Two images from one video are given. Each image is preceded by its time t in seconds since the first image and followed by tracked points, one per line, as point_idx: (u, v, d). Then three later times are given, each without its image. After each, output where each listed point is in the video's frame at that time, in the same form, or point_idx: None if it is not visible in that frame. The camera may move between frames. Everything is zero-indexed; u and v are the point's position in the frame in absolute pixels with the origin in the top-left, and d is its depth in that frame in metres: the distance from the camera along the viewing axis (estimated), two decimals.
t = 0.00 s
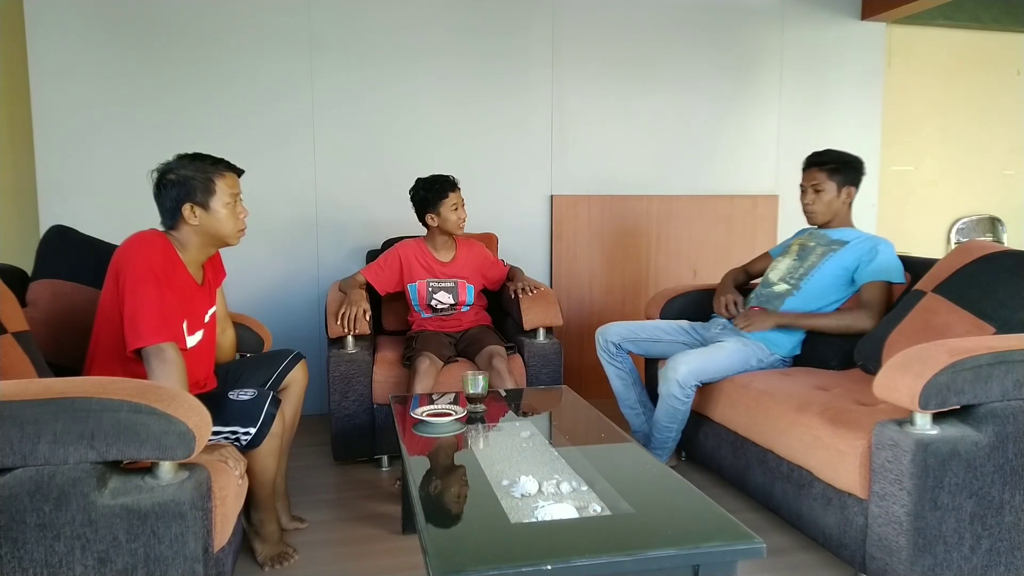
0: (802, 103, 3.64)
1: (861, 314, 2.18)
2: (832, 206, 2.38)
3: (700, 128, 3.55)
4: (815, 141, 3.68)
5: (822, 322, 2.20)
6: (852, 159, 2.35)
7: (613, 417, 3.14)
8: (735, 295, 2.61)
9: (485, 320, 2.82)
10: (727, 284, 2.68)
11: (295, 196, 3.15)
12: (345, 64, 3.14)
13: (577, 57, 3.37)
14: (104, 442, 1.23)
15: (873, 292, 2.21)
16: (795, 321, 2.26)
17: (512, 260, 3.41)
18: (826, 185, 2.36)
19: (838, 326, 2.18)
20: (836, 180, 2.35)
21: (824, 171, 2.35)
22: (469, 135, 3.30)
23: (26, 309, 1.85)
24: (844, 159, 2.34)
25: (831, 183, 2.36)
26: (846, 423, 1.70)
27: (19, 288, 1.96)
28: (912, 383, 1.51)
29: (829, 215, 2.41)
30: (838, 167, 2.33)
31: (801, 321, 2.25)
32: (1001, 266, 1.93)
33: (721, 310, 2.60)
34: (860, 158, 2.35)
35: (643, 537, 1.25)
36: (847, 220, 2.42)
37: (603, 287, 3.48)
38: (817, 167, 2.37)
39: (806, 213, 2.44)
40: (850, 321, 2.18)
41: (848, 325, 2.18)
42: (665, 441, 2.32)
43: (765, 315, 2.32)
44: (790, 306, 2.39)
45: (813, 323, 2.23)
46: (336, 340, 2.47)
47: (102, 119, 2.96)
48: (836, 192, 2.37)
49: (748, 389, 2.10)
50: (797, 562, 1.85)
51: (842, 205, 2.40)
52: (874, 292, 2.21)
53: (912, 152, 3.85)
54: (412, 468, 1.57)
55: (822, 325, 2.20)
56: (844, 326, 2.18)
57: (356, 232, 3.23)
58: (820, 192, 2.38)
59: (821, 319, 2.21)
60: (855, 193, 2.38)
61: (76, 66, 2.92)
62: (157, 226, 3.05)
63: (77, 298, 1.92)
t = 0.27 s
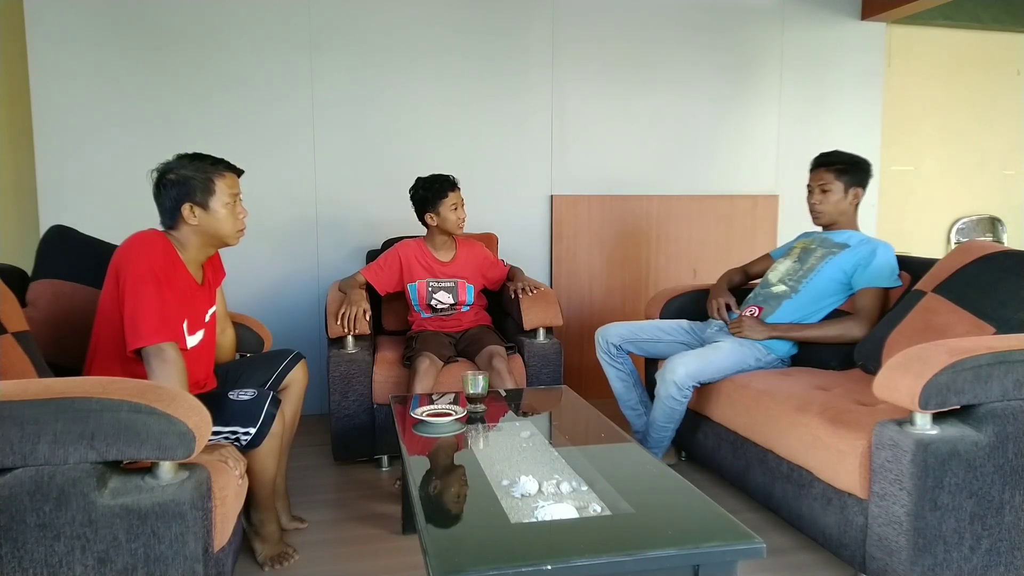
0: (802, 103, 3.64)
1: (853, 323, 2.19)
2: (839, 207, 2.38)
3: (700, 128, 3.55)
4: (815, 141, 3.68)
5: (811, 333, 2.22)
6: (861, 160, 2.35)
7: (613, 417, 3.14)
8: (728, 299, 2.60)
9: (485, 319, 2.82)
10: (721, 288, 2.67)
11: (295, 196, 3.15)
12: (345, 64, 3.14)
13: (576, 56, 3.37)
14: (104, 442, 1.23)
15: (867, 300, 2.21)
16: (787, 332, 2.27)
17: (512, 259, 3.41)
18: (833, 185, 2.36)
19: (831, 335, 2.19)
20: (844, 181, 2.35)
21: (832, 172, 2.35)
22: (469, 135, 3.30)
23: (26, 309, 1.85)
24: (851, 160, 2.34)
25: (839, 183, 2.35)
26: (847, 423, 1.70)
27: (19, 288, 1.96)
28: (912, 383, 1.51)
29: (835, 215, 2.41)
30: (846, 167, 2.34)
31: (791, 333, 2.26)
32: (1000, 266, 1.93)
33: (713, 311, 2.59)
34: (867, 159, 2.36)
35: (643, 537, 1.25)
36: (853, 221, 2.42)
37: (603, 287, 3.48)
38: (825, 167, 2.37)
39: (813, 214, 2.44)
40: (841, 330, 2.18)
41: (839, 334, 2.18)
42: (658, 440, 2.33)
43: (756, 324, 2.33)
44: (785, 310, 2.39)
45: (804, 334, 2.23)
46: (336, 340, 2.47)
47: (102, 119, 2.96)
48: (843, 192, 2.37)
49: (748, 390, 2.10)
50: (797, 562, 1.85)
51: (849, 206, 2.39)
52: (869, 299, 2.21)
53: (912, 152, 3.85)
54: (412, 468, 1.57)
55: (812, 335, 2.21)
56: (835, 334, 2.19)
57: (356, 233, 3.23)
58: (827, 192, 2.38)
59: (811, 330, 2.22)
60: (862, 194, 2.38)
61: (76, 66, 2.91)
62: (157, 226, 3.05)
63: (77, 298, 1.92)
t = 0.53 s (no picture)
0: (802, 103, 3.64)
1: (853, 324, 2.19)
2: (849, 209, 2.38)
3: (700, 128, 3.55)
4: (815, 141, 3.68)
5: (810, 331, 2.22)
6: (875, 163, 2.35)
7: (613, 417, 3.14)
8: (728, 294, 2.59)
9: (485, 319, 2.82)
10: (721, 284, 2.67)
11: (295, 196, 3.15)
12: (345, 64, 3.14)
13: (577, 56, 3.37)
14: (104, 442, 1.23)
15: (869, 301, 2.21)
16: (787, 330, 2.27)
17: (512, 259, 3.41)
18: (845, 186, 2.35)
19: (831, 334, 2.19)
20: (855, 182, 2.35)
21: (844, 172, 2.35)
22: (470, 135, 3.30)
23: (26, 309, 1.85)
24: (865, 161, 2.34)
25: (850, 185, 2.35)
26: (847, 423, 1.70)
27: (19, 288, 1.96)
28: (912, 383, 1.51)
29: (844, 216, 2.40)
30: (859, 169, 2.33)
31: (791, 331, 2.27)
32: (1000, 266, 1.93)
33: (710, 306, 2.57)
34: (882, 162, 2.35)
35: (643, 537, 1.25)
36: (861, 224, 2.41)
37: (603, 287, 3.48)
38: (838, 167, 2.37)
39: (822, 213, 2.44)
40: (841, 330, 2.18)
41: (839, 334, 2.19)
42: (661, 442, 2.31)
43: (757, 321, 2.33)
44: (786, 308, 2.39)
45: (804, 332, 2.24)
46: (336, 340, 2.47)
47: (102, 119, 2.96)
48: (854, 194, 2.36)
49: (748, 390, 2.10)
50: (797, 562, 1.85)
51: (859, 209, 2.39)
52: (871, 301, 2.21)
53: (912, 152, 3.85)
54: (412, 468, 1.57)
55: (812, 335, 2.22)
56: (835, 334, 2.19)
57: (356, 233, 3.23)
58: (838, 193, 2.37)
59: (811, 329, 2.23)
60: (872, 197, 2.38)
61: (76, 67, 2.91)
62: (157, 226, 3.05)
63: (77, 298, 1.92)
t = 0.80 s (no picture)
0: (802, 103, 3.64)
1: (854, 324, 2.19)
2: (853, 212, 2.38)
3: (700, 128, 3.55)
4: (815, 141, 3.68)
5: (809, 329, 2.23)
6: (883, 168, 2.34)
7: (613, 417, 3.14)
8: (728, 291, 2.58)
9: (485, 319, 2.82)
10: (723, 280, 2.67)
11: (295, 196, 3.15)
12: (345, 64, 3.14)
13: (577, 56, 3.37)
14: (104, 442, 1.23)
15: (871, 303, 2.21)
16: (786, 327, 2.29)
17: (512, 259, 3.41)
18: (849, 190, 2.36)
19: (831, 334, 2.19)
20: (861, 186, 2.35)
21: (849, 176, 2.35)
22: (469, 135, 3.30)
23: (26, 309, 1.85)
24: (872, 165, 2.33)
25: (854, 189, 2.35)
26: (847, 423, 1.70)
27: (19, 288, 1.96)
28: (912, 383, 1.51)
29: (848, 220, 2.40)
30: (865, 172, 2.33)
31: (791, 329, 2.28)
32: (1000, 266, 1.93)
33: (709, 300, 2.58)
34: (890, 167, 2.34)
35: (643, 537, 1.25)
36: (867, 229, 2.41)
37: (603, 287, 3.48)
38: (844, 171, 2.38)
39: (827, 216, 2.45)
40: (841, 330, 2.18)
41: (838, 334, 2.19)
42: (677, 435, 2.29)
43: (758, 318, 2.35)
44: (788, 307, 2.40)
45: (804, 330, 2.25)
46: (336, 340, 2.47)
47: (102, 119, 2.96)
48: (858, 198, 2.36)
49: (749, 389, 2.10)
50: (797, 562, 1.85)
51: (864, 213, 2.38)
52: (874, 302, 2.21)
53: (912, 152, 3.85)
54: (412, 468, 1.57)
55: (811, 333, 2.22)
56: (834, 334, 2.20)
57: (355, 233, 3.23)
58: (843, 196, 2.38)
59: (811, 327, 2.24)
60: (879, 202, 2.37)
61: (76, 67, 2.91)
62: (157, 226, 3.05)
63: (77, 298, 1.92)
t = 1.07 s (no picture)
0: (802, 103, 3.64)
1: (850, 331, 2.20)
2: (844, 215, 2.36)
3: (700, 127, 3.55)
4: (815, 141, 3.68)
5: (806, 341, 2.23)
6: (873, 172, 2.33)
7: (613, 417, 3.15)
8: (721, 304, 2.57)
9: (485, 319, 2.82)
10: (720, 291, 2.65)
11: (295, 196, 3.15)
12: (345, 64, 3.14)
13: (577, 56, 3.37)
14: (104, 442, 1.23)
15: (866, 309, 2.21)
16: (784, 340, 2.27)
17: (512, 259, 3.41)
18: (840, 192, 2.34)
19: (824, 344, 2.20)
20: (852, 189, 2.33)
21: (841, 177, 2.33)
22: (470, 134, 3.30)
23: (26, 309, 1.85)
24: (864, 168, 2.33)
25: (846, 191, 2.34)
26: (847, 423, 1.70)
27: (19, 288, 1.96)
28: (912, 383, 1.51)
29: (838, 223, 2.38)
30: (856, 175, 2.32)
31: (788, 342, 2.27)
32: (1000, 266, 1.93)
33: (705, 316, 2.56)
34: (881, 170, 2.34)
35: (643, 537, 1.25)
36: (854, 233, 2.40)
37: (603, 287, 3.48)
38: (834, 172, 2.36)
39: (817, 217, 2.41)
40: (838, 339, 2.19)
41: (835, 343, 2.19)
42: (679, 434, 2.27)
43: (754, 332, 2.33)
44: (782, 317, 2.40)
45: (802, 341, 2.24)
46: (335, 340, 2.47)
47: (102, 119, 2.96)
48: (850, 201, 2.35)
49: (749, 389, 2.10)
50: (797, 562, 1.85)
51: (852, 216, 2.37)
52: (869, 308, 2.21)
53: (912, 152, 3.85)
54: (412, 468, 1.57)
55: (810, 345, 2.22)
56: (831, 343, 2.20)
57: (355, 233, 3.23)
58: (834, 199, 2.36)
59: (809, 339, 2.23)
60: (868, 205, 2.37)
61: (76, 67, 2.91)
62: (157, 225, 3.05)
63: (77, 298, 1.92)
